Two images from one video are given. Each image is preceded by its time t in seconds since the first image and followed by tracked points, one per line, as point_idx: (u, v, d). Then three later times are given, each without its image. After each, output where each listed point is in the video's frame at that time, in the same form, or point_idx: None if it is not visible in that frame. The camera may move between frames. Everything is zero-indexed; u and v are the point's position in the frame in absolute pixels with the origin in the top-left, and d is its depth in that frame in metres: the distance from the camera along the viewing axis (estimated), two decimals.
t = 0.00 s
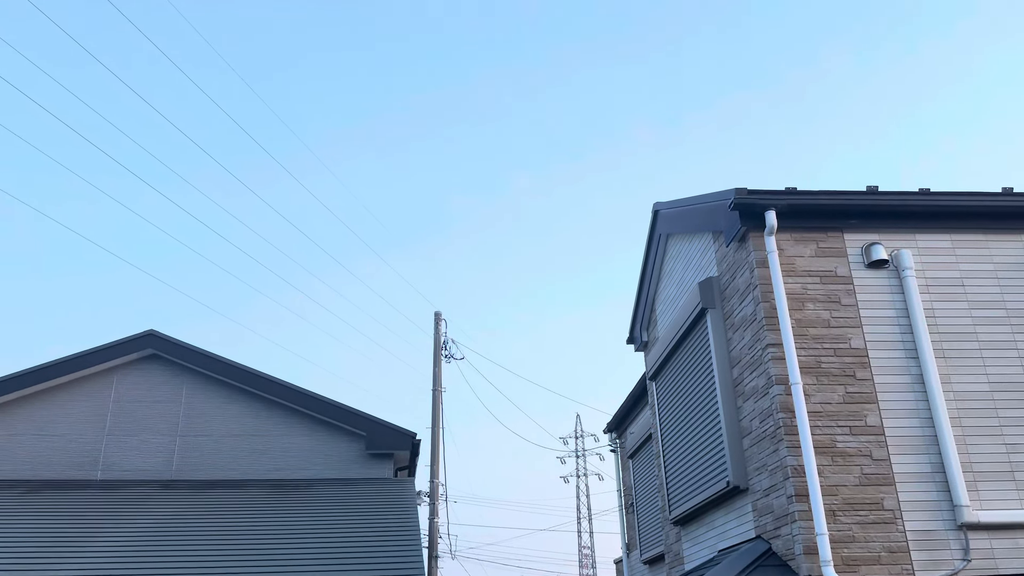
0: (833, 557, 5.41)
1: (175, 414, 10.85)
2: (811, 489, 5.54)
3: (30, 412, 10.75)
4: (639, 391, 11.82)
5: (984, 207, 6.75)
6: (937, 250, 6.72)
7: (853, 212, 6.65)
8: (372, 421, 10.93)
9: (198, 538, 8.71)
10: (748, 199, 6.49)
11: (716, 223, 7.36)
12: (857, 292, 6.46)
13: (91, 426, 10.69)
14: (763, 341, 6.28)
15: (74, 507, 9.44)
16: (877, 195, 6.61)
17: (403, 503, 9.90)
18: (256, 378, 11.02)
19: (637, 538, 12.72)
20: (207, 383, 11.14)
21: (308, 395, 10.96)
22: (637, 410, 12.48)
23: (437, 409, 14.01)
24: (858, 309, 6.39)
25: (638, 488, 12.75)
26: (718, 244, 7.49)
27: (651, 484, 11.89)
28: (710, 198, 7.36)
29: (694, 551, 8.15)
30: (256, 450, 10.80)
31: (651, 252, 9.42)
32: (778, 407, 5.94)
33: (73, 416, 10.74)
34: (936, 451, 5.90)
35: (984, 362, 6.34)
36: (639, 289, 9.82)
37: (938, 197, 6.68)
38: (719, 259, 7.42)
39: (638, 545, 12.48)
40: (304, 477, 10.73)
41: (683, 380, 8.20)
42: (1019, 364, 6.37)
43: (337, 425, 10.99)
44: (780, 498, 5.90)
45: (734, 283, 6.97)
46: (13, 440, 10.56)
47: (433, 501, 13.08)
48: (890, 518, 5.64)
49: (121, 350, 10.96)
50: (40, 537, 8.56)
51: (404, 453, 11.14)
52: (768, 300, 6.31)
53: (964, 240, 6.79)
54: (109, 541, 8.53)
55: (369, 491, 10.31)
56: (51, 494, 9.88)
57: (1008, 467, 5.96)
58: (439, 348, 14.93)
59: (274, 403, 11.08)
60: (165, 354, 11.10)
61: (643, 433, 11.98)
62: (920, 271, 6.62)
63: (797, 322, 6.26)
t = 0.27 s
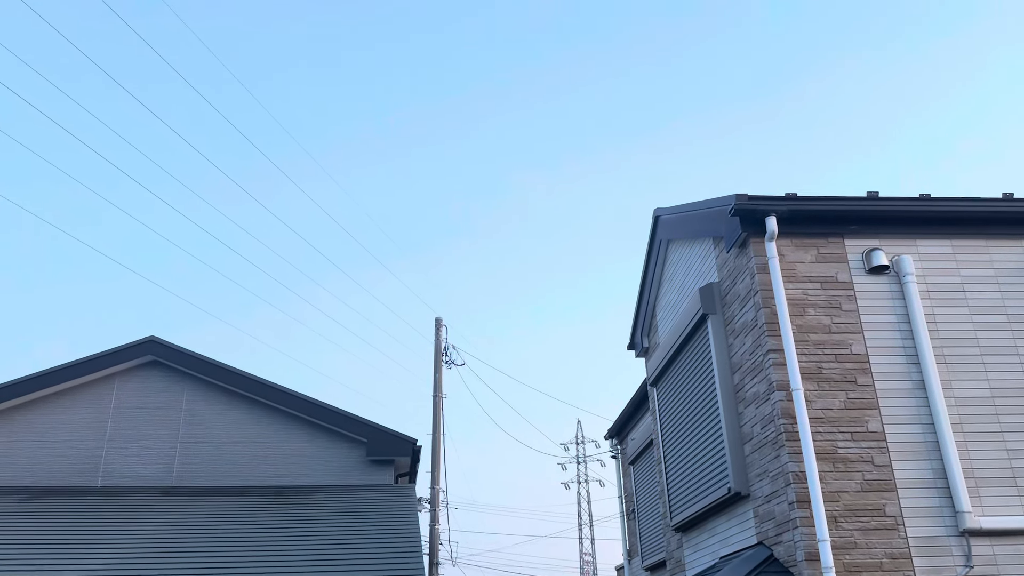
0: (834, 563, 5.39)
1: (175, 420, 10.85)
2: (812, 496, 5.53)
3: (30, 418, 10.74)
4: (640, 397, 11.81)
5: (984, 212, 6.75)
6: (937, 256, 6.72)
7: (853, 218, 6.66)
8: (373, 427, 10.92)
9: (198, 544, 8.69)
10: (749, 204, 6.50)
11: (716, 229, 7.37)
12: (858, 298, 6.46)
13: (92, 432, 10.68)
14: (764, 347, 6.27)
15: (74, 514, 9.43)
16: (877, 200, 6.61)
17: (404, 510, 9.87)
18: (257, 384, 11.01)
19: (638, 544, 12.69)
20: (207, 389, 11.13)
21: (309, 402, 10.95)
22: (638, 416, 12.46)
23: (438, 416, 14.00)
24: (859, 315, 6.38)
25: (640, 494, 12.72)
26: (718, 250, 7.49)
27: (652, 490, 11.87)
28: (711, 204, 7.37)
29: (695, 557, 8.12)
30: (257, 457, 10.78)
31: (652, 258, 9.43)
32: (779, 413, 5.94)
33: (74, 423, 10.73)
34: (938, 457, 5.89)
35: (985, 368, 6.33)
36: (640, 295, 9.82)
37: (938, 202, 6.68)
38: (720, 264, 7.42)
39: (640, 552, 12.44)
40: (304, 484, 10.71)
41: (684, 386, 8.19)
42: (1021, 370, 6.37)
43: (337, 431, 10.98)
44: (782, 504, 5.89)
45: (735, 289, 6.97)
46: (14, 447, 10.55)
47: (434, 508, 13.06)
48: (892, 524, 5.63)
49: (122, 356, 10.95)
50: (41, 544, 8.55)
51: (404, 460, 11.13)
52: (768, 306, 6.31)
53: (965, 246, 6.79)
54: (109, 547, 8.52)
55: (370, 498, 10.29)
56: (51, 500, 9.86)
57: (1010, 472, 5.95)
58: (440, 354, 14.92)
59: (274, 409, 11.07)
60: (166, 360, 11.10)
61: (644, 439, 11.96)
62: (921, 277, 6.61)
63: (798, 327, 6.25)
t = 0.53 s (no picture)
0: (836, 570, 5.38)
1: (176, 427, 10.83)
2: (814, 502, 5.51)
3: (30, 425, 10.73)
4: (641, 404, 11.80)
5: (985, 218, 6.75)
6: (938, 262, 6.72)
7: (854, 224, 6.66)
8: (374, 434, 10.91)
9: (199, 551, 8.67)
10: (749, 210, 6.50)
11: (716, 235, 7.37)
12: (858, 303, 6.45)
13: (92, 439, 10.67)
14: (765, 353, 6.27)
15: (75, 521, 9.41)
16: (878, 207, 6.62)
17: (405, 517, 9.86)
18: (257, 391, 11.00)
19: (640, 551, 12.65)
20: (208, 396, 11.13)
21: (310, 408, 10.94)
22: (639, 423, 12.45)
23: (439, 422, 13.98)
24: (859, 321, 6.38)
25: (641, 500, 12.70)
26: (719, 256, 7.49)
27: (654, 497, 11.84)
28: (711, 210, 7.37)
29: (697, 564, 8.10)
30: (257, 464, 10.77)
31: (652, 264, 9.43)
32: (780, 420, 5.93)
33: (74, 430, 10.72)
34: (940, 463, 5.88)
35: (986, 374, 6.33)
36: (641, 301, 9.82)
37: (939, 208, 6.68)
38: (720, 271, 7.42)
39: (641, 559, 12.41)
40: (305, 491, 10.69)
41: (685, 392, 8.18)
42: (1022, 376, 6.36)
43: (338, 438, 10.96)
44: (783, 511, 5.87)
45: (736, 294, 6.96)
46: (14, 454, 10.54)
47: (434, 515, 13.03)
48: (894, 531, 5.61)
49: (122, 363, 10.95)
50: (41, 551, 8.53)
51: (405, 466, 11.11)
52: (769, 312, 6.31)
53: (965, 252, 6.79)
54: (109, 554, 8.50)
55: (371, 504, 10.27)
56: (51, 507, 9.85)
57: (1013, 479, 5.93)
58: (440, 361, 14.90)
59: (275, 416, 11.06)
60: (166, 367, 11.10)
61: (645, 446, 11.94)
62: (922, 283, 6.61)
63: (799, 334, 6.25)
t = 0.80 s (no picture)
0: None
1: (176, 434, 10.83)
2: (816, 509, 5.50)
3: (31, 433, 10.73)
4: (642, 411, 11.79)
5: (985, 224, 6.75)
6: (939, 268, 6.72)
7: (854, 230, 6.66)
8: (374, 441, 10.89)
9: (199, 559, 8.65)
10: (750, 217, 6.51)
11: (717, 241, 7.37)
12: (859, 310, 6.45)
13: (93, 446, 10.66)
14: (766, 359, 6.26)
15: (75, 528, 9.40)
16: (878, 213, 6.62)
17: (406, 524, 9.84)
18: (257, 398, 11.00)
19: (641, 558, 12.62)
20: (208, 403, 11.12)
21: (310, 415, 10.93)
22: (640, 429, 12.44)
23: (439, 429, 13.96)
24: (860, 327, 6.38)
25: (642, 507, 12.67)
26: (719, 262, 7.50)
27: (655, 503, 11.82)
28: (711, 217, 7.38)
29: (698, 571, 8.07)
30: (258, 471, 10.75)
31: (653, 270, 9.43)
32: (781, 426, 5.92)
33: (75, 437, 10.71)
34: (941, 469, 5.86)
35: (988, 380, 6.32)
36: (642, 307, 9.82)
37: (939, 214, 6.68)
38: (721, 277, 7.42)
39: (642, 566, 12.38)
40: (305, 498, 10.67)
41: (686, 399, 8.17)
42: None
43: (338, 444, 10.95)
44: (785, 518, 5.86)
45: (737, 301, 6.96)
46: (15, 461, 10.53)
47: (434, 522, 13.00)
48: (896, 538, 5.60)
49: (122, 370, 10.95)
50: (41, 559, 8.52)
51: (406, 473, 11.09)
52: (770, 318, 6.31)
53: (966, 258, 6.79)
54: (110, 562, 8.49)
55: (371, 511, 10.25)
56: (52, 515, 9.83)
57: (1015, 485, 5.92)
58: (441, 367, 14.89)
59: (275, 423, 11.05)
60: (167, 374, 11.10)
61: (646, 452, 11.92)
62: (923, 289, 6.61)
63: (800, 340, 6.25)
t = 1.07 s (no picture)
0: None
1: (177, 441, 10.81)
2: (817, 516, 5.49)
3: (31, 440, 10.71)
4: (643, 417, 11.77)
5: (986, 230, 6.75)
6: (939, 274, 6.72)
7: (854, 236, 6.66)
8: (375, 447, 10.88)
9: (199, 566, 8.64)
10: (750, 223, 6.51)
11: (717, 247, 7.37)
12: (860, 316, 6.45)
13: (93, 453, 10.65)
14: (767, 365, 6.26)
15: (75, 535, 9.38)
16: (878, 219, 6.62)
17: (406, 531, 9.81)
18: (258, 404, 10.99)
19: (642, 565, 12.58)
20: (208, 409, 11.11)
21: (310, 422, 10.91)
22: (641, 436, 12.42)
23: (440, 436, 13.94)
24: (861, 333, 6.37)
25: (643, 514, 12.64)
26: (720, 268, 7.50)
27: (656, 510, 11.79)
28: (711, 223, 7.38)
29: None
30: (258, 477, 10.73)
31: (653, 277, 9.43)
32: (782, 432, 5.91)
33: (75, 444, 10.70)
34: (943, 476, 5.85)
35: (989, 386, 6.31)
36: (642, 313, 9.81)
37: (939, 220, 6.68)
38: (721, 283, 7.42)
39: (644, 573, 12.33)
40: (305, 505, 10.65)
41: (687, 405, 8.16)
42: None
43: (339, 451, 10.93)
44: (786, 524, 5.85)
45: (737, 307, 6.96)
46: (15, 468, 10.52)
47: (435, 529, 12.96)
48: (898, 544, 5.58)
49: (123, 377, 10.95)
50: (41, 566, 8.50)
51: (406, 480, 11.07)
52: (771, 325, 6.30)
53: (967, 264, 6.79)
54: (109, 569, 8.47)
55: (372, 518, 10.23)
56: (52, 522, 9.81)
57: (1016, 492, 5.90)
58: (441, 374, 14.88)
59: (275, 430, 11.04)
60: (167, 381, 11.09)
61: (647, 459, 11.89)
62: (924, 296, 6.61)
63: (801, 346, 6.24)
